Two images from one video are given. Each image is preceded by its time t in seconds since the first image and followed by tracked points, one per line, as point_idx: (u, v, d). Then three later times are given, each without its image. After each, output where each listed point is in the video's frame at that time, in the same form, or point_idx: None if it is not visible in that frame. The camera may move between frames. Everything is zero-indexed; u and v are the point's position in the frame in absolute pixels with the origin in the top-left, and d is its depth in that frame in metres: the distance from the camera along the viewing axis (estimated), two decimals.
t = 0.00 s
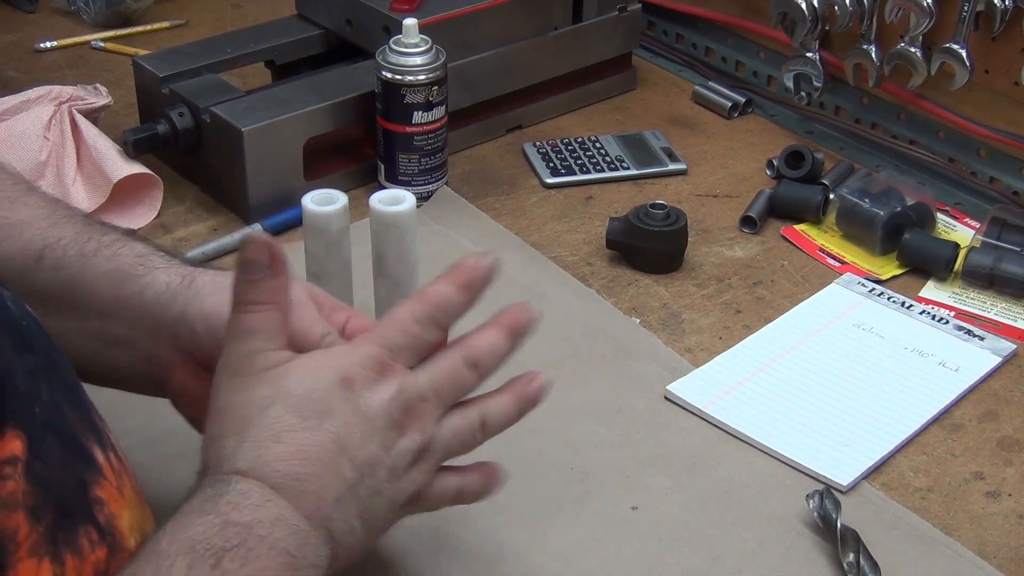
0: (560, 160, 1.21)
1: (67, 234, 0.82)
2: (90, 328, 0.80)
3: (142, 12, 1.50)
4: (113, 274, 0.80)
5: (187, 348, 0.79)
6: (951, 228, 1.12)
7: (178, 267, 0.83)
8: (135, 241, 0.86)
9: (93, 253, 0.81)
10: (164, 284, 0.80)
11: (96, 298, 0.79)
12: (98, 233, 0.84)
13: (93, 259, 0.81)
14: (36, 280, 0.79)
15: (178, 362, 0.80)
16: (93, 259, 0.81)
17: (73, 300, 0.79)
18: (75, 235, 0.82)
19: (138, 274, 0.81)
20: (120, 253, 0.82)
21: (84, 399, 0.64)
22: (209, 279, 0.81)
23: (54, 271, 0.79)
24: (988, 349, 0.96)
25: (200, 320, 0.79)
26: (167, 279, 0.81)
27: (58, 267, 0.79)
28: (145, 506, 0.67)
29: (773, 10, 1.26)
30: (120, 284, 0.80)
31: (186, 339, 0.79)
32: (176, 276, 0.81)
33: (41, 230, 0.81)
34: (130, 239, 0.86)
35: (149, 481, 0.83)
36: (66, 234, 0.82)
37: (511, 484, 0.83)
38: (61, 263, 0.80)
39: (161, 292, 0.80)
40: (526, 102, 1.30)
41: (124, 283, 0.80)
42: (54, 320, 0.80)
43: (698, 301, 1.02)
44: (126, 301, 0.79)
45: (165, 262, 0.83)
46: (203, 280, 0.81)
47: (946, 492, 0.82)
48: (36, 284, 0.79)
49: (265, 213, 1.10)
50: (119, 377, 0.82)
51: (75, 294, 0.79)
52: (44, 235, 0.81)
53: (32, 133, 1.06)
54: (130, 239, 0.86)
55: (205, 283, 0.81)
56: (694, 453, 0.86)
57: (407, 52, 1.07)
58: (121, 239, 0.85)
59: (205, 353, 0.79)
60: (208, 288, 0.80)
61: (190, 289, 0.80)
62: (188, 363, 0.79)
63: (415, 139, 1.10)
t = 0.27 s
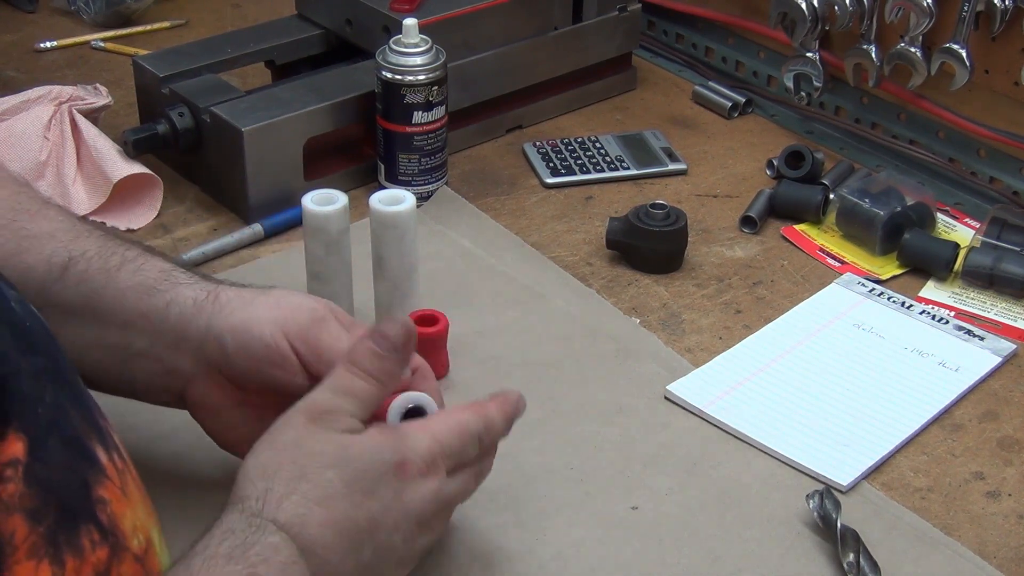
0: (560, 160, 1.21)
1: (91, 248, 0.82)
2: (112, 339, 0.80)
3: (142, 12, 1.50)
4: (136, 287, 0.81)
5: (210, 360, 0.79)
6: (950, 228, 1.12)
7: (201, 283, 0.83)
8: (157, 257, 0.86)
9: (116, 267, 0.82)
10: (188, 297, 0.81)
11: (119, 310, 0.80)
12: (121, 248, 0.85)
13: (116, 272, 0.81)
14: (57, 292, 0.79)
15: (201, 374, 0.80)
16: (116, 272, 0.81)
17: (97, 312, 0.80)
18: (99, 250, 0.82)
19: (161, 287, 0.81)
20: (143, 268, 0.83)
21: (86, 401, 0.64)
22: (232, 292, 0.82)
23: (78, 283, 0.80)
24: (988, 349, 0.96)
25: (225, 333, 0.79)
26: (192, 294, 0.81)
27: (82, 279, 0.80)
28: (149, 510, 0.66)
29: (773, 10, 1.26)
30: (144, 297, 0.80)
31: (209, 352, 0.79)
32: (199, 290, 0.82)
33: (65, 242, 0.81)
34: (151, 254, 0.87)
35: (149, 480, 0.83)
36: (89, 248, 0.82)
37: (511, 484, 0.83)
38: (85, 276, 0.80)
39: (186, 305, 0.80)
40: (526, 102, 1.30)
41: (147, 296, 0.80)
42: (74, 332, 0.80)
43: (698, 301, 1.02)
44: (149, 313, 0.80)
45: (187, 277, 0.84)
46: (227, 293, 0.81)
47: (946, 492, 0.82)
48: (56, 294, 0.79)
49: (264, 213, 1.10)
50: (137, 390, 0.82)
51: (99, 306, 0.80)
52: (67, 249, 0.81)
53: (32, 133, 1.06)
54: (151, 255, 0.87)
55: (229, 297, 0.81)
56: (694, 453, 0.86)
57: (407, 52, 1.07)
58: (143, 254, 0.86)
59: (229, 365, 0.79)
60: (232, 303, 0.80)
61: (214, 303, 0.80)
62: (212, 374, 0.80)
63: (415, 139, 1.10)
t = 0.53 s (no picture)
0: (560, 160, 1.21)
1: (98, 244, 0.82)
2: (123, 337, 0.80)
3: (142, 12, 1.50)
4: (143, 284, 0.80)
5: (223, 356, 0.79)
6: (951, 228, 1.12)
7: (210, 278, 0.83)
8: (165, 252, 0.86)
9: (123, 263, 0.81)
10: (195, 293, 0.80)
11: (129, 307, 0.79)
12: (128, 244, 0.84)
13: (124, 269, 0.81)
14: (65, 289, 0.79)
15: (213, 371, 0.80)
16: (124, 269, 0.81)
17: (107, 310, 0.80)
18: (106, 246, 0.82)
19: (170, 284, 0.81)
20: (151, 264, 0.82)
21: (83, 405, 0.64)
22: (240, 288, 0.81)
23: (86, 281, 0.80)
24: (988, 349, 0.96)
25: (237, 331, 0.78)
26: (200, 289, 0.81)
27: (90, 276, 0.80)
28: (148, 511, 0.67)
29: (773, 10, 1.26)
30: (152, 294, 0.80)
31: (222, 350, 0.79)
32: (206, 286, 0.81)
33: (71, 239, 0.81)
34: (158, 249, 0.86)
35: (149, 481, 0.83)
36: (96, 244, 0.82)
37: (511, 484, 0.83)
38: (94, 273, 0.80)
39: (194, 302, 0.80)
40: (526, 102, 1.30)
41: (156, 294, 0.80)
42: (83, 330, 0.80)
43: (698, 301, 1.02)
44: (159, 311, 0.79)
45: (195, 272, 0.83)
46: (235, 289, 0.81)
47: (946, 492, 0.82)
48: (64, 293, 0.79)
49: (264, 213, 1.11)
50: (148, 387, 0.83)
51: (108, 304, 0.80)
52: (74, 246, 0.81)
53: (33, 133, 1.06)
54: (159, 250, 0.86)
55: (238, 293, 0.80)
56: (694, 453, 0.86)
57: (407, 52, 1.07)
58: (150, 249, 0.85)
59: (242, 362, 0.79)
60: (241, 300, 0.80)
61: (223, 300, 0.80)
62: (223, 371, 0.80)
63: (415, 139, 1.10)
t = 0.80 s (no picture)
0: (560, 160, 1.21)
1: (81, 244, 0.81)
2: (106, 340, 0.80)
3: (142, 12, 1.50)
4: (124, 285, 0.80)
5: (202, 360, 0.79)
6: (951, 228, 1.12)
7: (189, 278, 0.82)
8: (147, 250, 0.85)
9: (105, 264, 0.81)
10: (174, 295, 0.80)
11: (108, 310, 0.79)
12: (110, 242, 0.83)
13: (106, 270, 0.80)
14: (49, 291, 0.79)
15: (195, 374, 0.80)
16: (105, 270, 0.80)
17: (91, 312, 0.79)
18: (88, 246, 0.81)
19: (149, 285, 0.80)
20: (132, 263, 0.82)
21: (76, 406, 0.64)
22: (219, 288, 0.80)
23: (67, 282, 0.79)
24: (988, 349, 0.96)
25: (212, 334, 0.78)
26: (179, 291, 0.80)
27: (73, 277, 0.79)
28: (141, 510, 0.67)
29: (773, 10, 1.26)
30: (133, 296, 0.79)
31: (200, 353, 0.78)
32: (186, 286, 0.80)
33: (54, 240, 0.81)
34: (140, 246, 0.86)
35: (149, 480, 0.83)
36: (79, 244, 0.81)
37: (511, 484, 0.83)
38: (77, 275, 0.80)
39: (173, 304, 0.79)
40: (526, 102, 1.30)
41: (136, 296, 0.79)
42: (67, 331, 0.80)
43: (699, 301, 1.02)
44: (138, 314, 0.79)
45: (176, 271, 0.83)
46: (214, 289, 0.80)
47: (946, 492, 0.82)
48: (50, 296, 0.79)
49: (264, 213, 1.11)
50: (136, 388, 0.83)
51: (89, 307, 0.79)
52: (56, 246, 0.80)
53: (32, 133, 1.06)
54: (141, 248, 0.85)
55: (216, 295, 0.79)
56: (694, 453, 0.86)
57: (407, 52, 1.07)
58: (133, 247, 0.84)
59: (219, 366, 0.78)
60: (220, 301, 0.79)
61: (200, 302, 0.79)
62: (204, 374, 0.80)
63: (415, 139, 1.10)
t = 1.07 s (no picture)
0: (560, 160, 1.21)
1: (65, 241, 0.82)
2: (88, 337, 0.80)
3: (142, 12, 1.50)
4: (108, 282, 0.80)
5: (184, 357, 0.79)
6: (951, 228, 1.12)
7: (173, 274, 0.82)
8: (134, 245, 0.85)
9: (90, 261, 0.81)
10: (156, 292, 0.79)
11: (90, 307, 0.80)
12: (96, 238, 0.83)
13: (90, 266, 0.80)
14: (32, 289, 0.80)
15: (179, 372, 0.80)
16: (90, 266, 0.80)
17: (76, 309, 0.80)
18: (74, 243, 0.82)
19: (133, 282, 0.80)
20: (118, 260, 0.82)
21: (71, 409, 0.64)
22: (203, 284, 0.80)
23: (50, 280, 0.80)
24: (988, 350, 0.96)
25: (194, 332, 0.77)
26: (161, 288, 0.80)
27: (55, 275, 0.80)
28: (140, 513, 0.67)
29: (773, 10, 1.26)
30: (116, 293, 0.79)
31: (182, 350, 0.78)
32: (170, 283, 0.80)
33: (39, 237, 0.81)
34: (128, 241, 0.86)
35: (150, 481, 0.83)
36: (64, 241, 0.82)
37: (511, 484, 0.83)
38: (61, 272, 0.80)
39: (156, 301, 0.79)
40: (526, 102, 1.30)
41: (119, 293, 0.79)
42: (52, 327, 0.81)
43: (699, 301, 1.02)
44: (120, 312, 0.79)
45: (161, 267, 0.82)
46: (197, 287, 0.79)
47: (946, 492, 0.82)
48: (34, 293, 0.80)
49: (265, 213, 1.11)
50: (117, 385, 0.83)
51: (74, 304, 0.80)
52: (41, 243, 0.81)
53: (32, 133, 1.06)
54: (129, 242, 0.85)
55: (199, 293, 0.79)
56: (694, 453, 0.86)
57: (407, 52, 1.07)
58: (120, 243, 0.84)
59: (201, 363, 0.78)
60: (202, 299, 0.78)
61: (183, 300, 0.78)
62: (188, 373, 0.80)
63: (415, 139, 1.10)
